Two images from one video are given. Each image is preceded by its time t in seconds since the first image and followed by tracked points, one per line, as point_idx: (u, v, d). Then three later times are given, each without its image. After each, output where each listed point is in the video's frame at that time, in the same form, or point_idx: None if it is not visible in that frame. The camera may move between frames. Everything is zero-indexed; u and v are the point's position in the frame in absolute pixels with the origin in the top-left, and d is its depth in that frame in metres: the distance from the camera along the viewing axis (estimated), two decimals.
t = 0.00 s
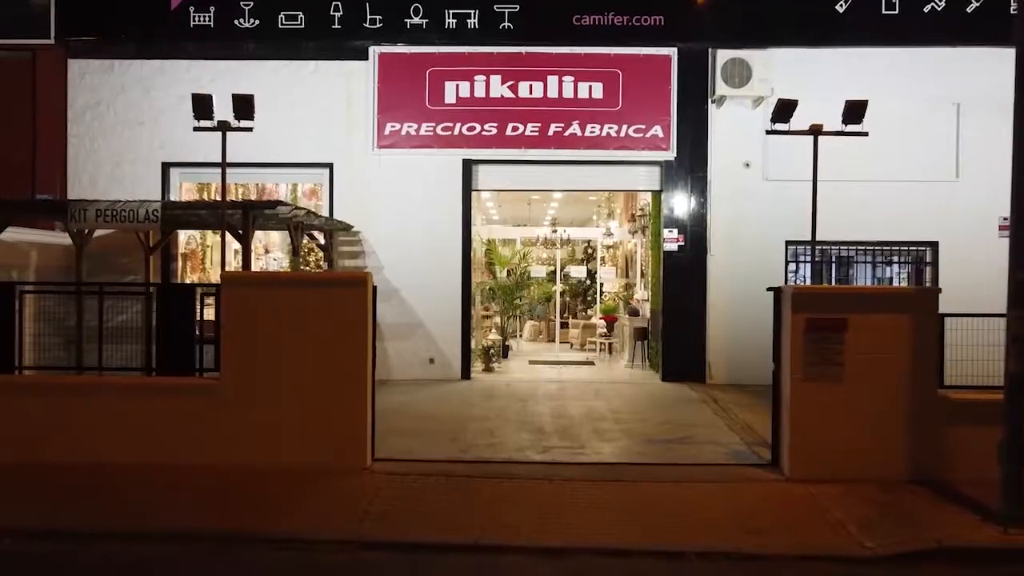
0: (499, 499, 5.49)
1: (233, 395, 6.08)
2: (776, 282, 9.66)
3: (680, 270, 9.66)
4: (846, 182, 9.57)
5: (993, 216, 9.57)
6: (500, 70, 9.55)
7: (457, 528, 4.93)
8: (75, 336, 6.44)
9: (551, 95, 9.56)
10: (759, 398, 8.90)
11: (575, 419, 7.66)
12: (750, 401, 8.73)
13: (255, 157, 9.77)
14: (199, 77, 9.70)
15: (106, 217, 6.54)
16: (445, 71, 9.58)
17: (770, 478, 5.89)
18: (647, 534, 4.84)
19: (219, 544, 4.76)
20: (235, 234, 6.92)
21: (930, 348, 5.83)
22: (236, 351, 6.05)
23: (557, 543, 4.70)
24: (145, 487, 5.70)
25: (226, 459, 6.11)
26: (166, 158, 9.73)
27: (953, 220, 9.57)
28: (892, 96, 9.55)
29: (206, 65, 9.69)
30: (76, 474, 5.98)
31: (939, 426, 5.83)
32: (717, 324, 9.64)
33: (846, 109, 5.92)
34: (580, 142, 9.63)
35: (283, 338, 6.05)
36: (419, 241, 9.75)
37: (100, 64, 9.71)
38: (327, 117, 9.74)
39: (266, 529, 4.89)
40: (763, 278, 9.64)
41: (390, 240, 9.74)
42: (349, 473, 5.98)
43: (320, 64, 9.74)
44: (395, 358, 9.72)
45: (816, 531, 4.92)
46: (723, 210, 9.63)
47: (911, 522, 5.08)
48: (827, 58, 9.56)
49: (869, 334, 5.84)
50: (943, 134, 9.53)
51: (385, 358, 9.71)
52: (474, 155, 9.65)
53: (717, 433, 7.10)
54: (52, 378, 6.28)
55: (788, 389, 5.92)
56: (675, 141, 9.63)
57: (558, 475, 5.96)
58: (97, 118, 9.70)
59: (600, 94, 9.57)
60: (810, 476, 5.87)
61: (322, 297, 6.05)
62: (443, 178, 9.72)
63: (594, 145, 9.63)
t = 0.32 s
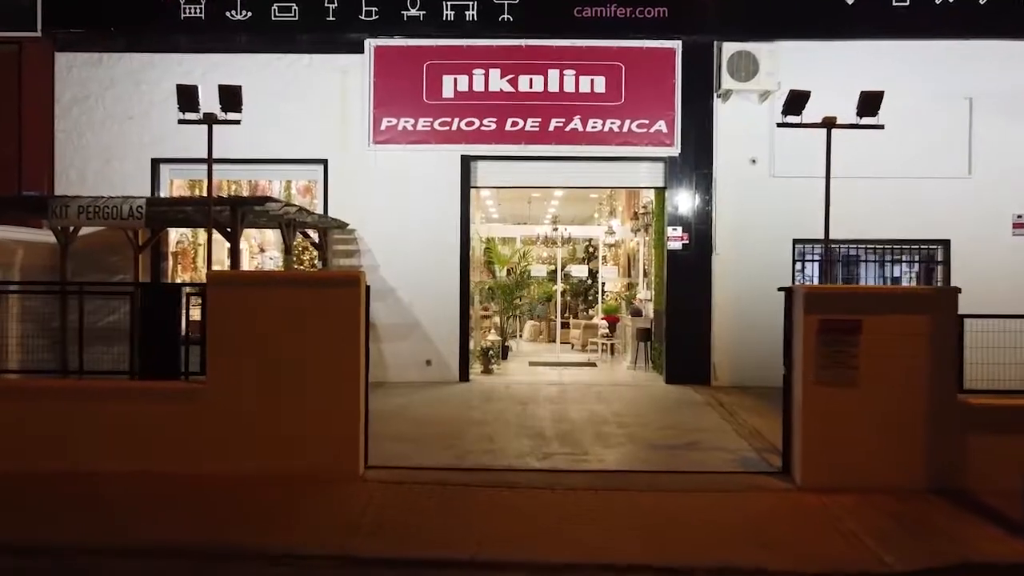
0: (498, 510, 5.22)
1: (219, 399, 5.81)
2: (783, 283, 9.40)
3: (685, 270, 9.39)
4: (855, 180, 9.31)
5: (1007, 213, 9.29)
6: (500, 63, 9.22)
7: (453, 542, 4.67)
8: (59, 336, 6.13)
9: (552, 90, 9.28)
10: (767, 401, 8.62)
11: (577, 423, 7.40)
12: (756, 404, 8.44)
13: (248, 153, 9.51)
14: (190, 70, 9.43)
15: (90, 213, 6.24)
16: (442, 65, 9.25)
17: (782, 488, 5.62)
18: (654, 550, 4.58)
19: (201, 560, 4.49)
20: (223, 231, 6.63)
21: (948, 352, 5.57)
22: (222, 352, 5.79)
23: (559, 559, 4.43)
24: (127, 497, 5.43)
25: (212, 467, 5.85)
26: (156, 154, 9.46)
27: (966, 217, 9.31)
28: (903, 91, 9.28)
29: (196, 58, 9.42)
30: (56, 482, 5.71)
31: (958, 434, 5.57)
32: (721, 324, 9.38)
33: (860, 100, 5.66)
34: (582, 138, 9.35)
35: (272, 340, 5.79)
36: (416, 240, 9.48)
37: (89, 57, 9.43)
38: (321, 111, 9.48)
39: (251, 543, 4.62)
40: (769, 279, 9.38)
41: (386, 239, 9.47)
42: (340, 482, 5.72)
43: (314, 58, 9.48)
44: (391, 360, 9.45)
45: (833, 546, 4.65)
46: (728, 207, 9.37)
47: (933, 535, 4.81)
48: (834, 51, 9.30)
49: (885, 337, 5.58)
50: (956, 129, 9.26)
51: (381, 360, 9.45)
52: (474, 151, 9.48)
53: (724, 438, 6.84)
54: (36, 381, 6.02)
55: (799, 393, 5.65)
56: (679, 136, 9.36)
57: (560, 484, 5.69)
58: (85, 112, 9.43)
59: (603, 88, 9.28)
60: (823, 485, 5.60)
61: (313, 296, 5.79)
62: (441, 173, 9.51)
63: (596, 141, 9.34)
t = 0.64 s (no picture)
0: (496, 525, 4.87)
1: (200, 407, 5.47)
2: (793, 283, 9.04)
3: (691, 269, 9.03)
4: (868, 175, 8.96)
5: None
6: (499, 54, 8.92)
7: (448, 562, 4.33)
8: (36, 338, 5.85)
9: (553, 82, 8.94)
10: (778, 406, 8.28)
11: (580, 430, 7.06)
12: (765, 408, 8.09)
13: (237, 147, 9.16)
14: (177, 61, 9.10)
15: (65, 209, 5.90)
16: (439, 56, 8.95)
17: (799, 501, 5.28)
18: (665, 570, 4.23)
19: None
20: (206, 229, 6.30)
21: (976, 356, 5.22)
22: (204, 357, 5.44)
23: None
24: (100, 510, 5.10)
25: (192, 479, 5.50)
26: (143, 148, 9.12)
27: (984, 215, 8.96)
28: (919, 83, 8.92)
29: (184, 49, 9.09)
30: (26, 494, 5.37)
31: (987, 443, 5.22)
32: (730, 325, 9.03)
33: (884, 88, 5.28)
34: (584, 132, 9.01)
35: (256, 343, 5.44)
36: (412, 238, 9.13)
37: (72, 48, 9.11)
38: (315, 105, 9.13)
39: (228, 563, 4.27)
40: (779, 277, 9.03)
41: (381, 236, 9.13)
42: (328, 494, 5.37)
43: (306, 49, 9.13)
44: (386, 362, 9.10)
45: (858, 566, 4.30)
46: (735, 204, 9.02)
47: (966, 553, 4.45)
48: (848, 42, 8.93)
49: (909, 340, 5.23)
50: (974, 122, 8.91)
51: (376, 362, 9.09)
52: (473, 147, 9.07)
53: (735, 446, 6.49)
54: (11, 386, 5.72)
55: (818, 400, 5.31)
56: (686, 130, 9.00)
57: (563, 496, 5.34)
58: (68, 105, 9.10)
59: (606, 80, 8.94)
60: (843, 499, 5.25)
61: (300, 297, 5.44)
62: (437, 170, 9.13)
63: (599, 135, 9.01)
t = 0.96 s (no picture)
0: (495, 543, 4.49)
1: (178, 416, 5.09)
2: (805, 282, 8.66)
3: (699, 268, 8.66)
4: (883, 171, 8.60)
5: None
6: (499, 43, 8.55)
7: None
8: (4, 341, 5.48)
9: (556, 72, 8.57)
10: (791, 410, 7.92)
11: (584, 437, 6.69)
12: (778, 414, 7.72)
13: (227, 141, 8.79)
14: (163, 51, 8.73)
15: (36, 203, 5.52)
16: (437, 45, 8.57)
17: (822, 517, 4.90)
18: None
19: None
20: (188, 225, 5.93)
21: (1014, 361, 4.84)
22: (182, 362, 5.07)
23: None
24: (68, 527, 4.72)
25: (169, 493, 5.12)
26: (128, 141, 8.75)
27: (1005, 211, 8.59)
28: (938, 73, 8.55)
29: (169, 38, 8.71)
30: None
31: None
32: (739, 325, 8.66)
33: (912, 71, 4.94)
34: (587, 124, 8.64)
35: (239, 347, 5.07)
36: (407, 235, 8.76)
37: (54, 37, 8.73)
38: (307, 96, 8.76)
39: None
40: (791, 276, 8.66)
41: (376, 233, 8.76)
42: (315, 509, 5.00)
43: (298, 38, 8.76)
44: (381, 364, 8.74)
45: None
46: (746, 200, 8.64)
47: None
48: (863, 31, 8.57)
49: (941, 344, 4.86)
50: (995, 114, 8.54)
51: (371, 364, 8.74)
52: (473, 141, 8.75)
53: (750, 456, 6.12)
54: None
55: (842, 408, 4.94)
56: (694, 123, 8.62)
57: (568, 511, 4.97)
58: (50, 97, 8.73)
59: (611, 70, 8.57)
60: (870, 516, 4.88)
61: (286, 298, 5.06)
62: (433, 165, 8.75)
63: (604, 127, 8.64)
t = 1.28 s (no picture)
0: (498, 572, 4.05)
1: (147, 431, 4.59)
2: (824, 282, 8.19)
3: (711, 267, 8.21)
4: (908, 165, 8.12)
5: None
6: (500, 30, 8.13)
7: None
8: None
9: (560, 60, 8.13)
10: (810, 420, 7.47)
11: (592, 450, 6.24)
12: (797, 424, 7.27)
13: (214, 132, 8.33)
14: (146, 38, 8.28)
15: None
16: (436, 33, 8.16)
17: (858, 541, 4.45)
18: None
19: None
20: (165, 221, 5.49)
21: None
22: (151, 371, 4.58)
23: None
24: (25, 552, 4.27)
25: (137, 517, 4.61)
26: (109, 133, 8.29)
27: None
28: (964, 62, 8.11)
29: (153, 24, 8.26)
30: None
31: None
32: (753, 328, 8.20)
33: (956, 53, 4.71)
34: (594, 115, 8.19)
35: (215, 354, 4.59)
36: (404, 233, 8.30)
37: (32, 24, 8.27)
38: (299, 86, 8.30)
39: None
40: (808, 276, 8.20)
41: (371, 231, 8.31)
42: (299, 533, 4.54)
43: (288, 24, 8.31)
44: (376, 369, 8.29)
45: None
46: (761, 196, 8.19)
47: None
48: (885, 17, 8.11)
49: (990, 351, 4.41)
50: None
51: (365, 368, 8.29)
52: (476, 133, 8.22)
53: (771, 472, 5.67)
54: None
55: (880, 421, 4.49)
56: (706, 114, 8.18)
57: (577, 534, 4.52)
58: (27, 86, 8.27)
59: (619, 59, 8.13)
60: (910, 540, 4.43)
61: (267, 301, 4.59)
62: (432, 158, 8.27)
63: (610, 119, 8.18)
